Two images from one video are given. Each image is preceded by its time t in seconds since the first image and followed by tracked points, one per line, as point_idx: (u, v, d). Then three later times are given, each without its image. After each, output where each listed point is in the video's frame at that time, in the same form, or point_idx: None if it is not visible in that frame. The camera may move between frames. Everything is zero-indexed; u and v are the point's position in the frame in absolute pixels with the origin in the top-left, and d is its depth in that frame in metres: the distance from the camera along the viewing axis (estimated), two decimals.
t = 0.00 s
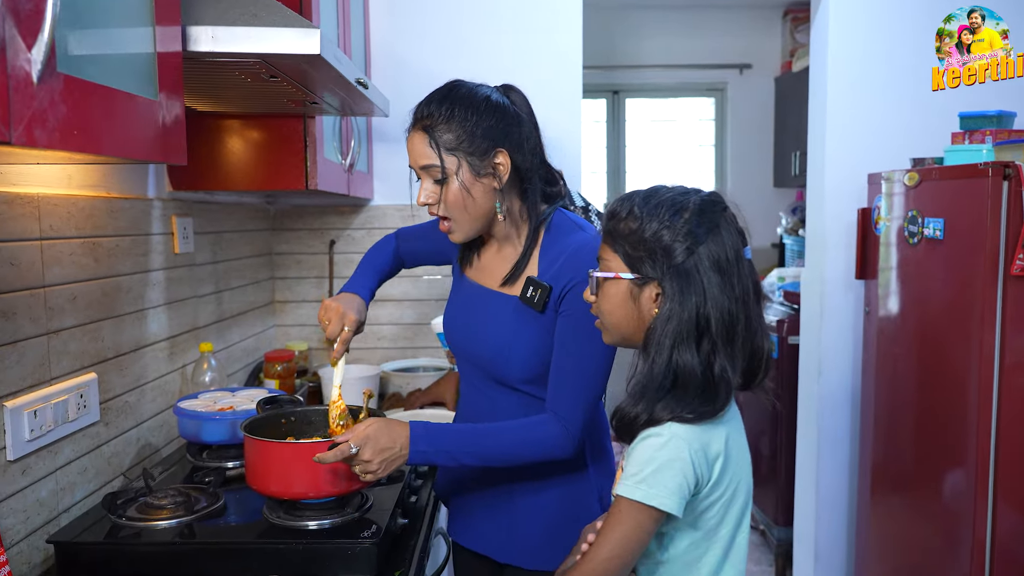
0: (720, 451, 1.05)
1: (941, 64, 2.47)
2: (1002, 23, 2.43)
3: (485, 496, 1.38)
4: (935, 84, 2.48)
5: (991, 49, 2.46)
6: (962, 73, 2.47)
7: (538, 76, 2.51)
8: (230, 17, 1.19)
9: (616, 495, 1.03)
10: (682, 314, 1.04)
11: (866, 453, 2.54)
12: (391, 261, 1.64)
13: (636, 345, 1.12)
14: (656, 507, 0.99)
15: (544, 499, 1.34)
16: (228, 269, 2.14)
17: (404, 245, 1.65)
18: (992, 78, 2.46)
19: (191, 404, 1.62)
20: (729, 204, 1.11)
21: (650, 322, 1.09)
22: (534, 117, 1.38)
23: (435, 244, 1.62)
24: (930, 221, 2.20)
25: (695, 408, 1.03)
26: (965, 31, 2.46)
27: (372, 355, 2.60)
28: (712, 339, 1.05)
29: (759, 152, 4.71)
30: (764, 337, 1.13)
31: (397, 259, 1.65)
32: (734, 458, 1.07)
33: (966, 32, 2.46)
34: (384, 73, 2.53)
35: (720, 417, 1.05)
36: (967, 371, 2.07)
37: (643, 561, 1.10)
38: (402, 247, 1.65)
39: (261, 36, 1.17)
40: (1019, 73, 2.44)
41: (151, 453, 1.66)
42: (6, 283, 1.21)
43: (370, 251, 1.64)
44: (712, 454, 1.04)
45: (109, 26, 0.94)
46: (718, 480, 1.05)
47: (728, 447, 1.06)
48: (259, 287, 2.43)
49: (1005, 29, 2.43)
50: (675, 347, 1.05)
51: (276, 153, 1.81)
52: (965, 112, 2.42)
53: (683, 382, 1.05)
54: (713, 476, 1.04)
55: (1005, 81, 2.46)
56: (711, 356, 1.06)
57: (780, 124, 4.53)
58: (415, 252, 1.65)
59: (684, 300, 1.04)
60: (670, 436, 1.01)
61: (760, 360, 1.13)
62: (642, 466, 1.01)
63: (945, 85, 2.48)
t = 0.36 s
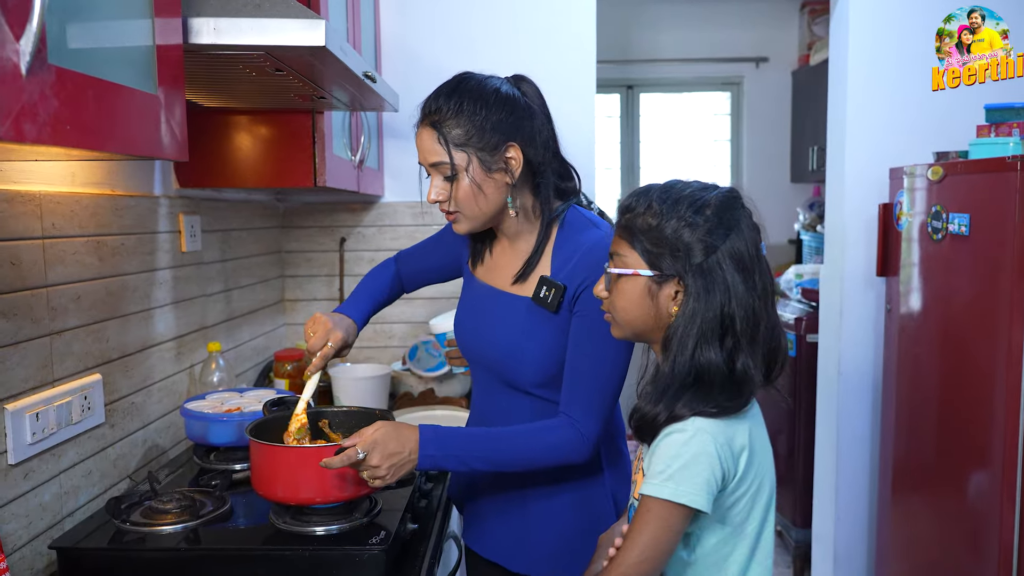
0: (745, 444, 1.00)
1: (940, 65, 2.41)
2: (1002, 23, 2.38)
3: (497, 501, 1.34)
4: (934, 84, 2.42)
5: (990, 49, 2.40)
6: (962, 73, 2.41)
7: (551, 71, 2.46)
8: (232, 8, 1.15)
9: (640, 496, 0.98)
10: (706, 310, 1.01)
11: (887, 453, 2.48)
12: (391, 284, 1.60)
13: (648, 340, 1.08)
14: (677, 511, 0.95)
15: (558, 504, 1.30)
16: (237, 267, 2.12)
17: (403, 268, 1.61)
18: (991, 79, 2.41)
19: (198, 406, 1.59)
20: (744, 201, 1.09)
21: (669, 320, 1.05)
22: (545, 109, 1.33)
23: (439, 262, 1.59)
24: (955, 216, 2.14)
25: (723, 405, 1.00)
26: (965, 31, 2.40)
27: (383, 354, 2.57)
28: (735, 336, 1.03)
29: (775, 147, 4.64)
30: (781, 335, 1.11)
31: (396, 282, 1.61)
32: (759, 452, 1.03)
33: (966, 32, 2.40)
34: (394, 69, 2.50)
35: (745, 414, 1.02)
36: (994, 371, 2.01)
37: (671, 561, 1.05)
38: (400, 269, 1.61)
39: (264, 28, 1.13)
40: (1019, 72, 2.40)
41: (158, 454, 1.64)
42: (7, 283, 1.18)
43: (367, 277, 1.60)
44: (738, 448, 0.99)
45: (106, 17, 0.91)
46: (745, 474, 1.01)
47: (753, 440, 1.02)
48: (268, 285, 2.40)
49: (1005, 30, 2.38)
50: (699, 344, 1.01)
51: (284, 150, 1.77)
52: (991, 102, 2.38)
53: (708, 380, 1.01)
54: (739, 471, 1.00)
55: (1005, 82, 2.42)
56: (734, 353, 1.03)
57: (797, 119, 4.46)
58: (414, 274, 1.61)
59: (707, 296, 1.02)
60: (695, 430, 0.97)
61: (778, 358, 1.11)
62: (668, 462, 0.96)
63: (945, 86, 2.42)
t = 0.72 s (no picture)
0: (751, 447, 0.98)
1: (941, 64, 2.38)
2: (1001, 23, 2.36)
3: (496, 508, 1.31)
4: (934, 84, 2.39)
5: (990, 49, 2.37)
6: (962, 73, 2.38)
7: (553, 70, 2.44)
8: (226, 3, 1.13)
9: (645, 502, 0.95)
10: (706, 310, 0.98)
11: (892, 456, 2.45)
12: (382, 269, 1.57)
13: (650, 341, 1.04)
14: (683, 517, 0.92)
15: (559, 510, 1.28)
16: (234, 268, 2.09)
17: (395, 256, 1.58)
18: (992, 78, 2.38)
19: (193, 409, 1.56)
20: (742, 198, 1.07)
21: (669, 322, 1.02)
22: (546, 105, 1.30)
23: (431, 252, 1.57)
24: (962, 217, 2.11)
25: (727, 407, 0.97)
26: (965, 31, 2.37)
27: (382, 356, 2.55)
28: (736, 336, 1.00)
29: (778, 147, 4.61)
30: (782, 334, 1.09)
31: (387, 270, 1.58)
32: (765, 454, 1.00)
33: (966, 32, 2.37)
34: (394, 67, 2.47)
35: (750, 416, 1.00)
36: (1002, 373, 1.98)
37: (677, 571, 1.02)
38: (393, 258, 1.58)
39: (260, 23, 1.11)
40: (1018, 72, 2.37)
41: (152, 458, 1.61)
42: None
43: (359, 258, 1.57)
44: (744, 451, 0.97)
45: (96, 11, 0.88)
46: (752, 478, 0.98)
47: (760, 442, 0.99)
48: (266, 286, 2.37)
49: (1004, 30, 2.36)
50: (700, 345, 0.98)
51: (281, 149, 1.74)
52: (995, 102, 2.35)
53: (712, 381, 0.98)
54: (746, 474, 0.97)
55: (1004, 82, 2.39)
56: (736, 353, 1.00)
57: (800, 119, 4.43)
58: (405, 263, 1.58)
59: (707, 296, 0.99)
60: (699, 433, 0.95)
61: (780, 358, 1.08)
62: (673, 466, 0.94)
63: (944, 86, 2.39)
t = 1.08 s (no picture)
0: (749, 459, 0.96)
1: (941, 64, 2.38)
2: (1002, 23, 2.32)
3: (503, 516, 1.31)
4: (934, 84, 2.38)
5: (990, 49, 2.34)
6: (962, 73, 2.36)
7: (557, 73, 2.43)
8: (231, 8, 1.12)
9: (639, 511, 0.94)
10: (701, 318, 0.97)
11: (899, 462, 2.44)
12: (392, 293, 1.58)
13: (648, 349, 1.04)
14: (676, 529, 0.91)
15: (565, 517, 1.27)
16: (239, 273, 2.09)
17: (405, 274, 1.58)
18: (992, 78, 2.36)
19: (197, 415, 1.56)
20: (743, 200, 1.04)
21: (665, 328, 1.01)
22: (554, 108, 1.30)
23: (433, 256, 1.55)
24: (969, 221, 2.10)
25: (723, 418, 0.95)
26: (965, 31, 2.35)
27: (387, 361, 2.54)
28: (734, 344, 0.98)
29: (783, 151, 4.60)
30: (786, 340, 1.06)
31: (399, 291, 1.59)
32: (763, 467, 0.99)
33: (966, 32, 2.35)
34: (398, 72, 2.47)
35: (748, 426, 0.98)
36: (1010, 379, 1.96)
37: None
38: (403, 278, 1.58)
39: (265, 27, 1.10)
40: (1019, 73, 2.34)
41: (157, 465, 1.60)
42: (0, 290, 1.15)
43: (369, 282, 1.59)
44: (741, 463, 0.95)
45: (101, 15, 0.88)
46: (749, 490, 0.97)
47: (758, 454, 0.98)
48: (271, 291, 2.37)
49: (1005, 30, 2.32)
50: (695, 354, 0.97)
51: (287, 155, 1.74)
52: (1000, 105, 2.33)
53: (708, 390, 0.97)
54: (743, 487, 0.96)
55: (1005, 82, 2.36)
56: (734, 362, 0.99)
57: (805, 122, 4.42)
58: (417, 281, 1.58)
59: (702, 303, 0.97)
60: (695, 444, 0.93)
61: (783, 365, 1.06)
62: (666, 477, 0.92)
63: (945, 86, 2.38)
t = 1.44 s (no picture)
0: (743, 485, 0.96)
1: (941, 64, 2.39)
2: (1003, 23, 2.35)
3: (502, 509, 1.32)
4: (935, 84, 2.40)
5: (991, 49, 2.37)
6: (962, 73, 2.38)
7: (556, 71, 2.44)
8: (236, 4, 1.13)
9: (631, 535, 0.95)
10: (691, 338, 0.97)
11: (894, 459, 2.45)
12: (397, 285, 1.58)
13: (640, 362, 1.05)
14: (668, 555, 0.91)
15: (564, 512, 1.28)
16: (238, 269, 2.09)
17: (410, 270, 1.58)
18: (991, 79, 2.38)
19: (198, 410, 1.57)
20: (740, 215, 1.03)
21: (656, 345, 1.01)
22: (549, 104, 1.32)
23: (434, 252, 1.57)
24: (964, 219, 2.11)
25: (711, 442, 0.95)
26: (965, 31, 2.38)
27: (385, 357, 2.55)
28: (725, 365, 0.98)
29: (780, 150, 4.62)
30: (781, 359, 1.05)
31: (401, 285, 1.59)
32: (757, 492, 0.99)
33: (966, 32, 2.38)
34: (397, 69, 2.47)
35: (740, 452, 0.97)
36: (1003, 377, 1.98)
37: None
38: (407, 273, 1.58)
39: (269, 24, 1.11)
40: (1019, 73, 2.37)
41: (157, 459, 1.61)
42: (4, 284, 1.15)
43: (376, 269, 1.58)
44: (735, 489, 0.96)
45: (107, 11, 0.88)
46: (743, 514, 0.97)
47: (751, 480, 0.98)
48: (270, 287, 2.38)
49: (1005, 30, 2.35)
50: (685, 375, 0.97)
51: (287, 151, 1.75)
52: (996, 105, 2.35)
53: (698, 414, 0.96)
54: (737, 512, 0.96)
55: (1006, 82, 2.39)
56: (725, 384, 0.98)
57: (801, 121, 4.44)
58: (421, 279, 1.59)
59: (693, 323, 0.97)
60: (690, 471, 0.93)
61: (779, 384, 1.05)
62: (660, 504, 0.93)
63: (945, 85, 2.40)
